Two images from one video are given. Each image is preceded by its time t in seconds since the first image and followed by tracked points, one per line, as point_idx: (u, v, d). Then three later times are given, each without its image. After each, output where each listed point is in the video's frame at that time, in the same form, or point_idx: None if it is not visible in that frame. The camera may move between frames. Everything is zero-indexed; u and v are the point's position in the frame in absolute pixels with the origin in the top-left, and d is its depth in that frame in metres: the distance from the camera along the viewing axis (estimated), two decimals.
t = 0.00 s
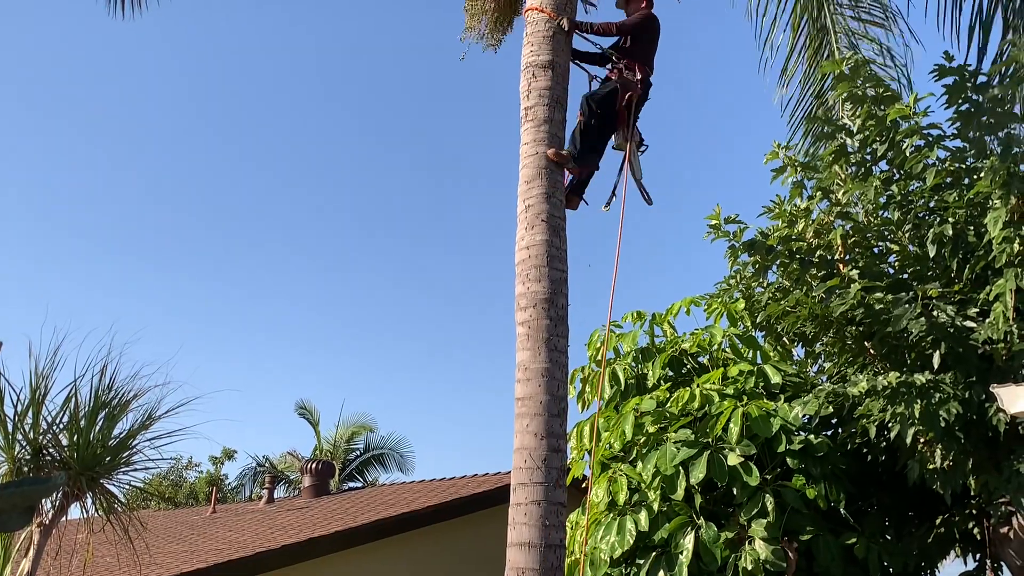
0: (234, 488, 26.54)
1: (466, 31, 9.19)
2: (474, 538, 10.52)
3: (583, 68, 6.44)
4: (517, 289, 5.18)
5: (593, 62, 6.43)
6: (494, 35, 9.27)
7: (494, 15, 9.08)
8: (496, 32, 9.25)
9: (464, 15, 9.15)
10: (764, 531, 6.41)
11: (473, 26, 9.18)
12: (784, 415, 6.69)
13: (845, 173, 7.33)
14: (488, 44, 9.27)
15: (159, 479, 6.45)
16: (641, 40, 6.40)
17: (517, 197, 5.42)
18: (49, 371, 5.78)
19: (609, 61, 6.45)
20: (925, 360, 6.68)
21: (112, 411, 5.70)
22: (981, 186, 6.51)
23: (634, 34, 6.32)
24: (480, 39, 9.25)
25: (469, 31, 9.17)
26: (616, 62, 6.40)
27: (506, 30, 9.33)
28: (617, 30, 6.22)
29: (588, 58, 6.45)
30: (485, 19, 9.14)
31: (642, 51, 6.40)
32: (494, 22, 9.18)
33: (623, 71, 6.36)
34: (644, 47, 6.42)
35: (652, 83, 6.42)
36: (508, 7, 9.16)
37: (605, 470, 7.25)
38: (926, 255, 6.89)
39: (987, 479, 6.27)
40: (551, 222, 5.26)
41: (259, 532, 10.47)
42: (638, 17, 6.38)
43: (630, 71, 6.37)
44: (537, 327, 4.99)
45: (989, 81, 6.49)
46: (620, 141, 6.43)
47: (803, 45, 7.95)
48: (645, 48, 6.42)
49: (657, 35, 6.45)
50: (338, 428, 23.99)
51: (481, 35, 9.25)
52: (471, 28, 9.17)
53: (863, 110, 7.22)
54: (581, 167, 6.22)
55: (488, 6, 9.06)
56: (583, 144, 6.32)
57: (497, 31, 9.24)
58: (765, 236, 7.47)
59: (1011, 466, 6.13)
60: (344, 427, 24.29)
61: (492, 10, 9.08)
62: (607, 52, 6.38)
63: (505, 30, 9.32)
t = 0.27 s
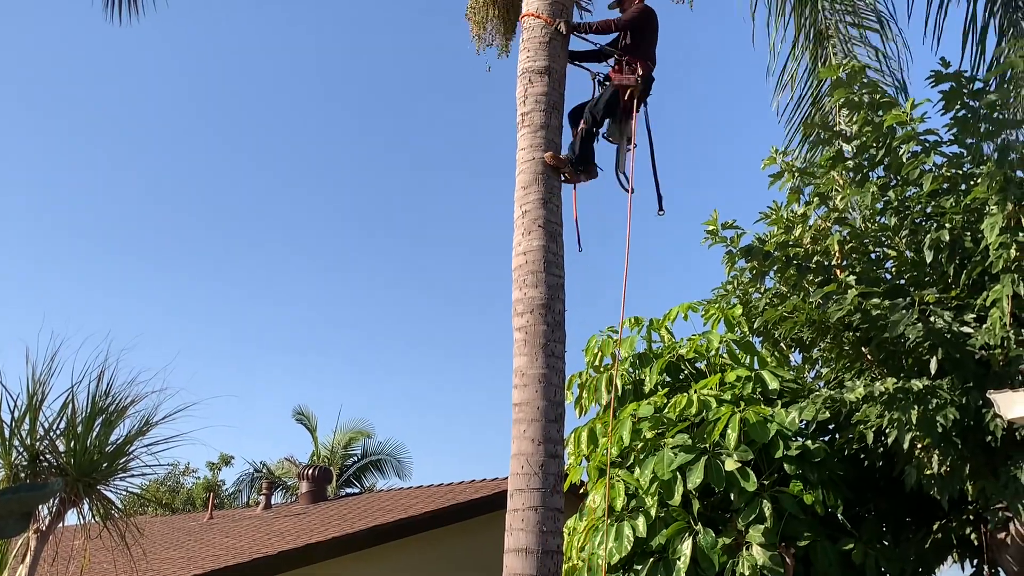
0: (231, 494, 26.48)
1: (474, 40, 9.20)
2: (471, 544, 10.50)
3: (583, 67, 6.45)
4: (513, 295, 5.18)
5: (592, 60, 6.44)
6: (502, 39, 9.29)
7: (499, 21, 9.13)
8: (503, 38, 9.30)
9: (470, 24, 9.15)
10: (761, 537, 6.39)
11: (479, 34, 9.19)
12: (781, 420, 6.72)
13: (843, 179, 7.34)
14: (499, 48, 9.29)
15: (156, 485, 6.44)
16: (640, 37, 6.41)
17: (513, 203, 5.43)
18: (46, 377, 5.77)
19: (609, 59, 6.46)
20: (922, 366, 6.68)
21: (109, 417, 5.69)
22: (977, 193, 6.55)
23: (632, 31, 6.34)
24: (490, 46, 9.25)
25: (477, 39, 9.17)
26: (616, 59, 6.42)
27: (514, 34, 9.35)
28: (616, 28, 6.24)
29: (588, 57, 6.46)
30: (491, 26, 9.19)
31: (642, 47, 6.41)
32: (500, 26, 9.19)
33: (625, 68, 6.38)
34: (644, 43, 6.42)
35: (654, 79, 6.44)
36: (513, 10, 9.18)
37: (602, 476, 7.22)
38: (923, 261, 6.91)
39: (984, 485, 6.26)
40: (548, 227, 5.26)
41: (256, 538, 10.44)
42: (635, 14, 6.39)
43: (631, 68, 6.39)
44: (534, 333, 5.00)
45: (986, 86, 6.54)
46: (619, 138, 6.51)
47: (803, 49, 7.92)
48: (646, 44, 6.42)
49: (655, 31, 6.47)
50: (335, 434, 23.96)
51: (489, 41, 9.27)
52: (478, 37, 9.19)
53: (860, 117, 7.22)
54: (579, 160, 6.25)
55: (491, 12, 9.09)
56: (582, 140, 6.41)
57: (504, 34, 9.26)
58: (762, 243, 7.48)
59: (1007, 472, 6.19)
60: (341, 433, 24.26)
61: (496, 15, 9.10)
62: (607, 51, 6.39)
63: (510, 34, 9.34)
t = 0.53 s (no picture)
0: (228, 504, 26.39)
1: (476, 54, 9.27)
2: (469, 555, 10.47)
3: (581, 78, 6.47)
4: (511, 305, 5.18)
5: (591, 71, 6.45)
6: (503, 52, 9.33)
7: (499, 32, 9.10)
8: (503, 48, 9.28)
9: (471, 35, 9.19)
10: (759, 548, 6.38)
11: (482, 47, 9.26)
12: (778, 431, 6.71)
13: (841, 189, 7.33)
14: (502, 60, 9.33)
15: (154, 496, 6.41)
16: (635, 47, 6.45)
17: (511, 213, 5.44)
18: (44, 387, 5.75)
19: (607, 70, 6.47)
20: (920, 376, 6.66)
21: (106, 428, 5.67)
22: (974, 203, 6.53)
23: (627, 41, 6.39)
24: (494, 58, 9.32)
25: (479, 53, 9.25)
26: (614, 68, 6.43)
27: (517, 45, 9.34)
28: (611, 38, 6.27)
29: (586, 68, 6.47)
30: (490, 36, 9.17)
31: (639, 55, 6.44)
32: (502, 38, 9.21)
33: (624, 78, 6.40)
34: (640, 51, 6.46)
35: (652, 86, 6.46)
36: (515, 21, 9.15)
37: (601, 485, 7.23)
38: (920, 271, 6.92)
39: (982, 496, 6.25)
40: (546, 237, 5.26)
41: (253, 549, 10.40)
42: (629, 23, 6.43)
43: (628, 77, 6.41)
44: (532, 343, 4.99)
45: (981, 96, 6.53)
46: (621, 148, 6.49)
47: (797, 57, 7.98)
48: (642, 53, 6.46)
49: (650, 39, 6.50)
50: (333, 443, 23.90)
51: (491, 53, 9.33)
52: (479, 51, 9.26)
53: (858, 127, 7.25)
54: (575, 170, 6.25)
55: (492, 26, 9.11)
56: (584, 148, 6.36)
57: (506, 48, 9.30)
58: (760, 253, 7.47)
59: (1005, 482, 6.18)
60: (339, 442, 24.21)
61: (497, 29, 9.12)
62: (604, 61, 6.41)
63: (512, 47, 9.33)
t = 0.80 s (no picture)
0: (227, 518, 26.30)
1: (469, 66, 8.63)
2: (469, 569, 10.43)
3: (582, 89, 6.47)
4: (511, 319, 5.18)
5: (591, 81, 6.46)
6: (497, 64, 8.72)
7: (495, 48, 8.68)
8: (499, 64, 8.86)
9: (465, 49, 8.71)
10: (759, 562, 6.36)
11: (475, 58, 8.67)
12: (778, 445, 6.69)
13: (838, 203, 7.39)
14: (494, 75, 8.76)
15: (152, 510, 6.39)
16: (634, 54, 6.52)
17: (511, 227, 5.45)
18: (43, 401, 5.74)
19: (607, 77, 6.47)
20: (919, 391, 6.67)
21: (105, 442, 5.66)
22: (974, 218, 6.57)
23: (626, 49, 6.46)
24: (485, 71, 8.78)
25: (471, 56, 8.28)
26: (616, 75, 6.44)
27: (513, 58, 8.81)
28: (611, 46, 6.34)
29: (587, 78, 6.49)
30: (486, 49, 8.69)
31: (638, 62, 6.51)
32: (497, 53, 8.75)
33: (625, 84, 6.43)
34: (640, 58, 6.52)
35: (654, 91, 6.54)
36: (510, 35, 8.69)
37: (600, 500, 7.23)
38: (920, 285, 6.91)
39: (982, 510, 6.25)
40: (545, 251, 5.27)
41: (252, 564, 10.35)
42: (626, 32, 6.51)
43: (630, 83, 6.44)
44: (532, 357, 4.99)
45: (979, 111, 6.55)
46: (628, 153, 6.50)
47: (794, 73, 8.00)
48: (641, 60, 6.53)
49: (648, 47, 6.57)
50: (332, 457, 23.84)
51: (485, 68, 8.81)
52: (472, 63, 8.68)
53: (856, 141, 7.26)
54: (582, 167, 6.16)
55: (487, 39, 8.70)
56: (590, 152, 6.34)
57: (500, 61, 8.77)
58: (760, 267, 7.51)
59: (1005, 496, 6.17)
60: (338, 456, 24.16)
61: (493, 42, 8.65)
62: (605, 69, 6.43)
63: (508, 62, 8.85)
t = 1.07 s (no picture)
0: (227, 534, 26.20)
1: (462, 81, 8.05)
2: None
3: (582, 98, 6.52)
4: (511, 334, 5.19)
5: (591, 90, 6.50)
6: (493, 80, 8.11)
7: (491, 60, 7.98)
8: (495, 78, 8.10)
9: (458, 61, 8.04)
10: None
11: (468, 73, 8.06)
12: (779, 460, 6.67)
13: (838, 220, 7.39)
14: (489, 91, 8.13)
15: (151, 526, 6.37)
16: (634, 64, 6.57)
17: (511, 242, 5.46)
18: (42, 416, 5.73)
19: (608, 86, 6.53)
20: (921, 405, 6.67)
21: (105, 458, 5.64)
22: (974, 233, 6.55)
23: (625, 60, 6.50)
24: (478, 87, 8.09)
25: (465, 80, 8.04)
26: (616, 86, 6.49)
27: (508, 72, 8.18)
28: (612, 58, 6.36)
29: (588, 88, 6.51)
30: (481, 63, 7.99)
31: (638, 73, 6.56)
32: (492, 65, 8.05)
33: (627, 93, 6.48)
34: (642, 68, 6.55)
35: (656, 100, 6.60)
36: (507, 49, 8.10)
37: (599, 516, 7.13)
38: (920, 300, 6.93)
39: (983, 525, 6.23)
40: (546, 266, 5.28)
41: None
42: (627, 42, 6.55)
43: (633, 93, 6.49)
44: (532, 372, 4.99)
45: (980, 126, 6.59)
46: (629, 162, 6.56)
47: (797, 91, 8.07)
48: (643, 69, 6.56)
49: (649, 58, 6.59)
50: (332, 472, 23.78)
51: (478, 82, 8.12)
52: (466, 76, 8.05)
53: (856, 156, 7.29)
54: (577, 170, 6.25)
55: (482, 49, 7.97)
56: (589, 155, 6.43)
57: (495, 74, 8.08)
58: (759, 281, 7.51)
59: (1006, 510, 6.17)
60: (338, 471, 24.10)
61: (488, 55, 7.99)
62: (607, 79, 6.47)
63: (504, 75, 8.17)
